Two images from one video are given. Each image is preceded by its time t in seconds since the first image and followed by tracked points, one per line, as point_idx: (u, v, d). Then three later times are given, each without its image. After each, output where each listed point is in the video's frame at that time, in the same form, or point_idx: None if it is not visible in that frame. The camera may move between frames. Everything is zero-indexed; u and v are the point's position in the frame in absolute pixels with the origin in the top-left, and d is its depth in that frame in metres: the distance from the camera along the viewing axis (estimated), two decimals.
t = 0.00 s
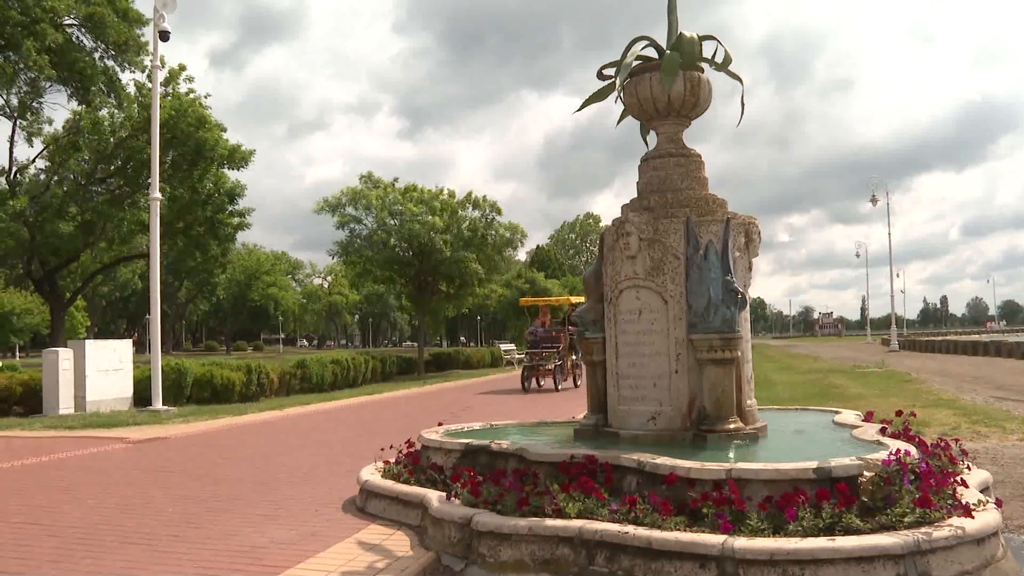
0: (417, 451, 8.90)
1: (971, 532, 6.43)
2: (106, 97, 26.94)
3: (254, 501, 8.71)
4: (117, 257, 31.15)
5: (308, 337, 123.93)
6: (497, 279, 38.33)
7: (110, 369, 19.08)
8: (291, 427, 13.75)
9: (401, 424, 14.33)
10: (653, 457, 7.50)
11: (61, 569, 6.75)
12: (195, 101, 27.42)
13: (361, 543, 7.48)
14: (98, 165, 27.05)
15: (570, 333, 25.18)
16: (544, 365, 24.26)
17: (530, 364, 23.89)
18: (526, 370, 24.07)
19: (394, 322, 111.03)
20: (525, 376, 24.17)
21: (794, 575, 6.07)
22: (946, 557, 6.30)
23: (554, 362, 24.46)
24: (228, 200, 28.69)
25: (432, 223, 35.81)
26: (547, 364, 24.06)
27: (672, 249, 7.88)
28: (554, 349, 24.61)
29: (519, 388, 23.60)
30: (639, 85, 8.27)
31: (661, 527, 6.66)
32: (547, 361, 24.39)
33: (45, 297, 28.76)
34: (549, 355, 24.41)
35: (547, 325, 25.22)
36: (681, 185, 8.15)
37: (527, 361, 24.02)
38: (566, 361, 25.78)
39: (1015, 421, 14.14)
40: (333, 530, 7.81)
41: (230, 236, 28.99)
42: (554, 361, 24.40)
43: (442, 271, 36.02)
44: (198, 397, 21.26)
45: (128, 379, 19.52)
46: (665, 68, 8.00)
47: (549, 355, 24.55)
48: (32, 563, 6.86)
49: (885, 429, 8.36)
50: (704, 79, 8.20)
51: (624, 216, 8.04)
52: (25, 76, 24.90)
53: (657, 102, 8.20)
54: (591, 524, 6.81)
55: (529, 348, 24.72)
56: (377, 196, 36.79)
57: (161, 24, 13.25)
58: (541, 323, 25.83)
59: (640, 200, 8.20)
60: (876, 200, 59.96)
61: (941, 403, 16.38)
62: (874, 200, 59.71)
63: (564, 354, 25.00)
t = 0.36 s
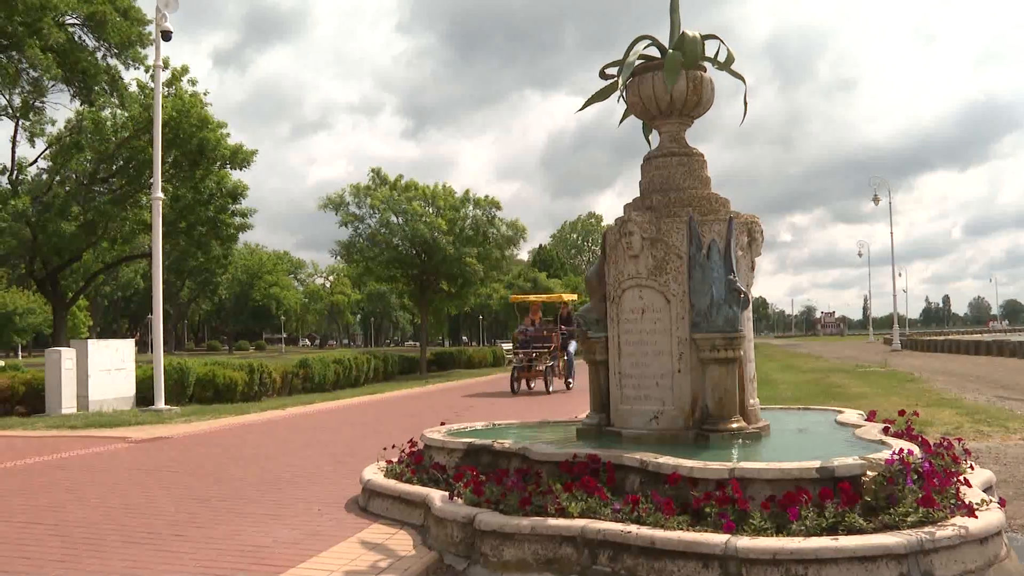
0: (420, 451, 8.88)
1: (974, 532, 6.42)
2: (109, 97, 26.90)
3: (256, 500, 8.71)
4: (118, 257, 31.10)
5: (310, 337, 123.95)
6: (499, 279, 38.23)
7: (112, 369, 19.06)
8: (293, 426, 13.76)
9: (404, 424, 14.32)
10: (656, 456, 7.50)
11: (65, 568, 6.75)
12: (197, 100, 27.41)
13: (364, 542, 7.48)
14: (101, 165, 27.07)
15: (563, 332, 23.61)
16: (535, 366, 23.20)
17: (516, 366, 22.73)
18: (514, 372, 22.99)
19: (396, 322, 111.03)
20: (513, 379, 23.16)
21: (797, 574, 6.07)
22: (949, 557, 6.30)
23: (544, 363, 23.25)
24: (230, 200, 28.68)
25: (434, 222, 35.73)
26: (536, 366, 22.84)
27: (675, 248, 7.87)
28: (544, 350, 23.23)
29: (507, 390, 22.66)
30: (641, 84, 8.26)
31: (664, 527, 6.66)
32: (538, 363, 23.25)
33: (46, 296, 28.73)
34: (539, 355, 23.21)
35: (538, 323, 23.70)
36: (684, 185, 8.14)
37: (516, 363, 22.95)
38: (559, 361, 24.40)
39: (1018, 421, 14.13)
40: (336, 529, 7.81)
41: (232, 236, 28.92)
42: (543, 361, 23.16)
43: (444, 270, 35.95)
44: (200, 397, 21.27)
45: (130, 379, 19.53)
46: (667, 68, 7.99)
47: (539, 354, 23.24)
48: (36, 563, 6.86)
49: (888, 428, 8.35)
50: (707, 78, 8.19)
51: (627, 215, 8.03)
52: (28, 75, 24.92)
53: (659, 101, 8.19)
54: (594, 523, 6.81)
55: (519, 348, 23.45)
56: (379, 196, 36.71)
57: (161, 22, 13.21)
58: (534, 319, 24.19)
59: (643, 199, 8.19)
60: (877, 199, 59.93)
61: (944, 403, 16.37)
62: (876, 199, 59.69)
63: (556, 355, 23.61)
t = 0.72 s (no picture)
0: (423, 451, 8.86)
1: (978, 532, 6.41)
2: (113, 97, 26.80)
3: (259, 501, 8.70)
4: (121, 258, 31.11)
5: (313, 336, 124.00)
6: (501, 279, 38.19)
7: (115, 369, 19.10)
8: (296, 426, 13.76)
9: (408, 425, 14.31)
10: (659, 457, 7.49)
11: (68, 569, 6.76)
12: (200, 100, 27.43)
13: (367, 542, 7.48)
14: (104, 166, 27.14)
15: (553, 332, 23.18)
16: (525, 367, 22.14)
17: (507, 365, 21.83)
18: (504, 375, 21.93)
19: (399, 322, 111.09)
20: (503, 382, 22.02)
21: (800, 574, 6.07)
22: (953, 557, 6.28)
23: (535, 364, 22.25)
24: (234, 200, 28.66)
25: (437, 222, 35.70)
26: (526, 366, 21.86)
27: (677, 248, 7.87)
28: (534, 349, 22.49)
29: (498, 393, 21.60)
30: (644, 84, 8.23)
31: (667, 527, 6.67)
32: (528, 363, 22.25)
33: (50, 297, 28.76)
34: (529, 356, 22.29)
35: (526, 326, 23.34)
36: (686, 185, 8.13)
37: (506, 362, 21.99)
38: (550, 364, 23.48)
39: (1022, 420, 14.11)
40: (339, 530, 7.82)
41: (235, 236, 28.90)
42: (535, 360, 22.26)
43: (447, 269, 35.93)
44: (203, 397, 21.31)
45: (132, 379, 19.55)
46: (670, 67, 7.96)
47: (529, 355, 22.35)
48: (39, 564, 6.87)
49: (891, 428, 8.34)
50: (709, 78, 8.16)
51: (629, 215, 8.03)
52: (31, 75, 24.90)
53: (662, 101, 8.16)
54: (597, 523, 6.81)
55: (508, 349, 22.65)
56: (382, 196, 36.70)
57: (163, 23, 13.18)
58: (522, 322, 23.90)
59: (645, 199, 8.18)
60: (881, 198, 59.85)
61: (947, 402, 16.35)
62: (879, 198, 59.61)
63: (546, 356, 22.77)
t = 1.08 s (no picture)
0: (427, 450, 8.83)
1: (983, 531, 6.40)
2: (117, 97, 26.80)
3: (263, 500, 8.70)
4: (125, 258, 31.14)
5: (316, 336, 124.16)
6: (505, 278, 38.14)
7: (119, 369, 19.13)
8: (300, 425, 13.74)
9: (411, 424, 14.28)
10: (663, 455, 7.49)
11: (73, 568, 6.77)
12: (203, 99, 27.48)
13: (371, 541, 7.49)
14: (108, 165, 27.21)
15: (546, 330, 21.73)
16: (515, 369, 20.77)
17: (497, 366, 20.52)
18: (492, 377, 20.62)
19: (402, 321, 111.16)
20: (491, 385, 20.72)
21: (804, 574, 6.06)
22: (958, 557, 6.27)
23: (526, 365, 20.92)
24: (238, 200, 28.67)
25: (440, 222, 35.67)
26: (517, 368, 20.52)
27: (682, 247, 7.86)
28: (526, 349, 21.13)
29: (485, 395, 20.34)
30: (648, 83, 8.22)
31: (671, 526, 6.67)
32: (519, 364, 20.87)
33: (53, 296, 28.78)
34: (521, 357, 20.87)
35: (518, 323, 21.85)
36: (690, 184, 8.11)
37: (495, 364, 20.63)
38: (542, 364, 22.16)
39: None
40: (343, 529, 7.82)
41: (239, 235, 28.90)
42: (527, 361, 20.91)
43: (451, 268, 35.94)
44: (207, 396, 21.33)
45: (136, 378, 19.57)
46: (674, 66, 7.94)
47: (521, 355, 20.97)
48: (43, 563, 6.87)
49: (895, 428, 8.32)
50: (714, 77, 8.14)
51: (634, 214, 8.03)
52: (35, 75, 24.97)
53: (666, 100, 8.15)
54: (601, 522, 6.81)
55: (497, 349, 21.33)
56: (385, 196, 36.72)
57: (167, 23, 13.18)
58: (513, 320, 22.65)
59: (650, 198, 8.17)
60: (883, 197, 59.79)
61: (951, 402, 16.32)
62: (882, 197, 59.54)
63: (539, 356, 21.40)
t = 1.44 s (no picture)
0: (430, 451, 8.79)
1: (989, 532, 6.40)
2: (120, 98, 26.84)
3: (267, 501, 8.70)
4: (129, 259, 31.16)
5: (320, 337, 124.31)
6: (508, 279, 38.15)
7: (123, 369, 19.12)
8: (303, 426, 13.72)
9: (415, 425, 14.26)
10: (667, 456, 7.49)
11: (77, 568, 6.77)
12: (206, 100, 27.52)
13: (375, 542, 7.48)
14: (111, 166, 27.27)
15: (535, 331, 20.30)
16: (503, 372, 19.34)
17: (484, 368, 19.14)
18: (479, 380, 19.26)
19: (405, 322, 111.22)
20: (478, 388, 19.38)
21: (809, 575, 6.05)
22: (964, 558, 6.26)
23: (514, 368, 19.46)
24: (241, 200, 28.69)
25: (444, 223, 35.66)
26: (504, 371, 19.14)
27: (686, 248, 7.85)
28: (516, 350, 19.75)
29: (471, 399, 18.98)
30: (652, 84, 8.19)
31: (676, 527, 6.66)
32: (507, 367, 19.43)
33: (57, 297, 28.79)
34: (509, 359, 19.45)
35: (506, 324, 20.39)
36: (694, 184, 8.09)
37: (481, 367, 19.20)
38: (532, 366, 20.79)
39: None
40: (347, 529, 7.82)
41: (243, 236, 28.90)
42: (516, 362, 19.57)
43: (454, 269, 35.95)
44: (211, 397, 21.32)
45: (140, 379, 19.57)
46: (679, 67, 7.92)
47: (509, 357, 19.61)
48: (47, 563, 6.87)
49: (900, 429, 8.30)
50: (718, 78, 8.11)
51: (638, 215, 8.03)
52: (39, 76, 25.14)
53: (670, 101, 8.13)
54: (605, 523, 6.81)
55: (484, 350, 19.97)
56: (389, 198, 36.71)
57: (171, 24, 13.16)
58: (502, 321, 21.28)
59: (653, 199, 8.16)
60: (887, 198, 59.79)
61: (955, 403, 16.30)
62: (886, 198, 59.52)
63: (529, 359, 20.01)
